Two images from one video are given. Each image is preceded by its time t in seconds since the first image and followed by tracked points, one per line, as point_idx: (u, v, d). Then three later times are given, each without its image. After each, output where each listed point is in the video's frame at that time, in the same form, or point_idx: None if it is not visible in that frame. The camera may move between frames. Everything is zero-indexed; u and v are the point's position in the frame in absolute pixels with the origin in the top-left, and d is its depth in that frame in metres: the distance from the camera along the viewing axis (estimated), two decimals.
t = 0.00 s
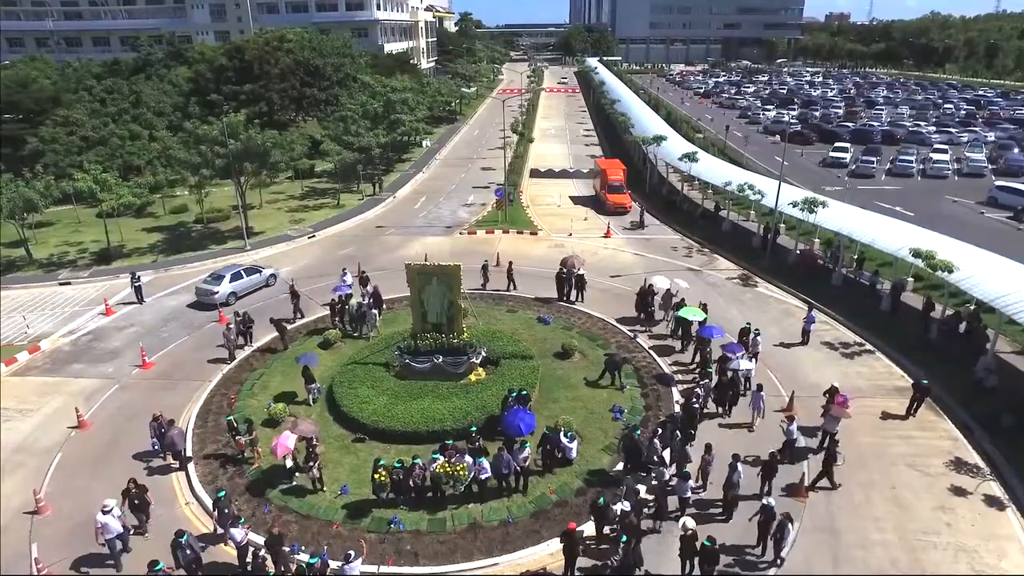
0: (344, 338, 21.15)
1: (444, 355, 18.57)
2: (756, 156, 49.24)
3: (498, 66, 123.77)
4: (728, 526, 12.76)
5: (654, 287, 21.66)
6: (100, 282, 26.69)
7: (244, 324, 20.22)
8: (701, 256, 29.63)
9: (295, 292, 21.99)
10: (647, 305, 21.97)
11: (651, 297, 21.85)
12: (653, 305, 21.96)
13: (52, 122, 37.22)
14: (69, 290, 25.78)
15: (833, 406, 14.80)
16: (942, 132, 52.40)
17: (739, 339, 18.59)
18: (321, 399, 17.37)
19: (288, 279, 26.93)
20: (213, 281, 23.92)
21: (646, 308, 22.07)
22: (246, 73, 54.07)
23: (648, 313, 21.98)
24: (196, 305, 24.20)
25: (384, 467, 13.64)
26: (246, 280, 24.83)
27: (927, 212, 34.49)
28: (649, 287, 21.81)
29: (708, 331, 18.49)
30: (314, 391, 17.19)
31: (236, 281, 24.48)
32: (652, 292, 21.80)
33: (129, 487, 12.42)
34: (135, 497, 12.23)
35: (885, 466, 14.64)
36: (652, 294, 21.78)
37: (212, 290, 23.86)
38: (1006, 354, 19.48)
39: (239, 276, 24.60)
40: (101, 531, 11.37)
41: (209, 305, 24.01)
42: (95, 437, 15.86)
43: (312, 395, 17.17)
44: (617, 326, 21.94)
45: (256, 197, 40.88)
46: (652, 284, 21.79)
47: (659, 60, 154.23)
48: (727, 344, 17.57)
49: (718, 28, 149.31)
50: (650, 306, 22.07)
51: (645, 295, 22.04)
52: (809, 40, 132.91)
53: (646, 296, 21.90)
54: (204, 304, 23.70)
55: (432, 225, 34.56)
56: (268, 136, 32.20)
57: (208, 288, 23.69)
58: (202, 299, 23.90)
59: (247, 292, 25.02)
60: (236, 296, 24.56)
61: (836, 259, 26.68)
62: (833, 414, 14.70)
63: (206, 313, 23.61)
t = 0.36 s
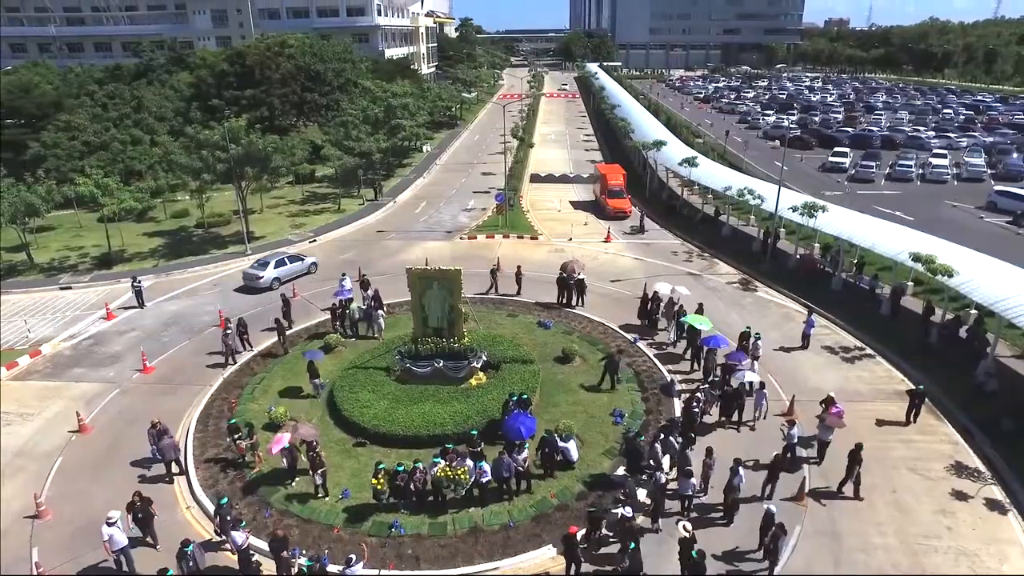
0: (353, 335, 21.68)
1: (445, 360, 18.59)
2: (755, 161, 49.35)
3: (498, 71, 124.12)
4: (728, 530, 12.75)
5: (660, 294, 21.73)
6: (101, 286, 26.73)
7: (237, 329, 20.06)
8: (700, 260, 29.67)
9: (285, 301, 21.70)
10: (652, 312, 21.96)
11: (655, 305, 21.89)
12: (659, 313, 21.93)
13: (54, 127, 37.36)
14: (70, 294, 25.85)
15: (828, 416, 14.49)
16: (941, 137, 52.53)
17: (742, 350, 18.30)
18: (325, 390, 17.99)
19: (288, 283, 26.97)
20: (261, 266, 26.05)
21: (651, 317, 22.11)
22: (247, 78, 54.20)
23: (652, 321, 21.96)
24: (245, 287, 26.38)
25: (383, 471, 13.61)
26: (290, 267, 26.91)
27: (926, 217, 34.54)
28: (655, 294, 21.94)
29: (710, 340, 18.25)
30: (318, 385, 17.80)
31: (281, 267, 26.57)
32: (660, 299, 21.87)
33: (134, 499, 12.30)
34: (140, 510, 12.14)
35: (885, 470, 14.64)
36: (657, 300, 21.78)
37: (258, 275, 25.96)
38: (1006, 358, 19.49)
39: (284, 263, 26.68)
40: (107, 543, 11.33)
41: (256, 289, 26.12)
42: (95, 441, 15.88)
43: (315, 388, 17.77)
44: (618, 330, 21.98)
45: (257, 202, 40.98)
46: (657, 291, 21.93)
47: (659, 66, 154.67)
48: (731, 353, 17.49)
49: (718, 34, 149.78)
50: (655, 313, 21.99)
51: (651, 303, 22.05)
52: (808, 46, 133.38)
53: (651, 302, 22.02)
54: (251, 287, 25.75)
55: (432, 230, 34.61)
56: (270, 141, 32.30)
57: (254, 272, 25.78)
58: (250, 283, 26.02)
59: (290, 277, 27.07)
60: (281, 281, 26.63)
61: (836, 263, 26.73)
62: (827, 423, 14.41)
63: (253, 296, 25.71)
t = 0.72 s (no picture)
0: (360, 343, 22.16)
1: (445, 373, 18.54)
2: (754, 175, 49.55)
3: (498, 86, 124.99)
4: (731, 545, 12.64)
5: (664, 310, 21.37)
6: (102, 299, 26.74)
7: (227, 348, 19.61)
8: (700, 273, 29.70)
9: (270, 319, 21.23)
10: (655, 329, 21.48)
11: (660, 320, 21.39)
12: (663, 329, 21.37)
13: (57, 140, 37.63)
14: (70, 307, 25.88)
15: (826, 437, 14.30)
16: (939, 150, 52.79)
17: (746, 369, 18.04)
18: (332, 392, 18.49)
19: (289, 296, 27.00)
20: (314, 261, 28.40)
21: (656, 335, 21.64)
22: (249, 93, 54.59)
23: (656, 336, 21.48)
24: (298, 279, 28.79)
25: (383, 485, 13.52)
26: (338, 262, 29.16)
27: (925, 230, 34.62)
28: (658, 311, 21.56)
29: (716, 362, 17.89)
30: (322, 389, 18.32)
31: (329, 262, 28.83)
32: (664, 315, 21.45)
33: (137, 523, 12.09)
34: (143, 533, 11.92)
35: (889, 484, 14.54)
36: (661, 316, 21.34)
37: (310, 268, 28.34)
38: (1007, 370, 19.46)
39: (333, 258, 28.97)
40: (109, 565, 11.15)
41: (307, 281, 28.49)
42: (94, 454, 15.80)
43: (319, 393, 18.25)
44: (618, 344, 21.94)
45: (258, 215, 41.09)
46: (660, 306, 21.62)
47: (659, 81, 155.82)
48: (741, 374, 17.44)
49: (717, 49, 151.10)
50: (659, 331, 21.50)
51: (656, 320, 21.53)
52: (806, 61, 134.50)
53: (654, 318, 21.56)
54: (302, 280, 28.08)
55: (432, 243, 34.68)
56: (271, 155, 32.43)
57: (306, 266, 28.16)
58: (301, 276, 28.40)
59: (338, 271, 29.36)
60: (328, 275, 28.92)
61: (836, 276, 26.75)
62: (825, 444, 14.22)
63: (304, 288, 28.06)
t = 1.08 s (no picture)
0: (361, 363, 22.28)
1: (445, 394, 18.49)
2: (753, 196, 49.85)
3: (498, 109, 126.37)
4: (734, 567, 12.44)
5: (668, 333, 21.10)
6: (102, 319, 26.76)
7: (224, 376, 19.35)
8: (700, 294, 29.74)
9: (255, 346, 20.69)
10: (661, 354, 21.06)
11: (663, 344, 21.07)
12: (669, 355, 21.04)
13: (61, 162, 37.99)
14: (70, 327, 25.90)
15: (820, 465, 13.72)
16: (936, 172, 53.18)
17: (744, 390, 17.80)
18: (337, 406, 18.93)
19: (290, 317, 27.03)
20: (361, 266, 31.17)
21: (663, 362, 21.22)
22: (252, 116, 55.18)
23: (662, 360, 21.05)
24: (346, 283, 31.48)
25: (384, 508, 13.43)
26: (382, 266, 31.95)
27: (924, 250, 34.73)
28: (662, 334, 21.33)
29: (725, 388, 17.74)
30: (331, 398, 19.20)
31: (375, 266, 31.64)
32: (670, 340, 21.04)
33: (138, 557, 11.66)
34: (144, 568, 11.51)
35: (892, 505, 14.41)
36: (665, 339, 21.00)
37: (357, 272, 31.04)
38: (1009, 391, 19.39)
39: (377, 263, 31.77)
40: None
41: (354, 284, 31.16)
42: (90, 475, 15.66)
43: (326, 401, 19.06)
44: (619, 365, 21.90)
45: (259, 237, 41.25)
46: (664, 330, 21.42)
47: (657, 104, 157.44)
48: (744, 400, 17.08)
49: (714, 73, 153.00)
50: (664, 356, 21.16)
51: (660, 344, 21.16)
52: (802, 84, 136.15)
53: (657, 341, 21.31)
54: (350, 282, 30.75)
55: (433, 265, 34.76)
56: (273, 177, 32.65)
57: (355, 269, 30.89)
58: (350, 279, 31.13)
59: (382, 275, 32.12)
60: (374, 278, 31.63)
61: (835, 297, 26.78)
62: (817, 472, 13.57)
63: (354, 288, 30.80)
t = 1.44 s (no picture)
0: (361, 383, 22.24)
1: (444, 415, 18.40)
2: (752, 217, 50.11)
3: (497, 130, 127.48)
4: None
5: (670, 356, 20.70)
6: (101, 339, 26.75)
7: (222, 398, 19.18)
8: (699, 314, 29.79)
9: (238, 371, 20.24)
10: (664, 378, 20.57)
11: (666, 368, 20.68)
12: (671, 378, 20.51)
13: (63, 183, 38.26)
14: (69, 346, 25.89)
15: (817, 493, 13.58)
16: (933, 193, 53.51)
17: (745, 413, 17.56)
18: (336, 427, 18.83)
19: (289, 337, 27.02)
20: (399, 271, 33.93)
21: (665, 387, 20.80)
22: (254, 137, 55.65)
23: (665, 384, 20.59)
24: (384, 287, 34.16)
25: (383, 529, 13.34)
26: (416, 272, 34.72)
27: (923, 270, 34.82)
28: (664, 356, 20.98)
29: (725, 411, 17.32)
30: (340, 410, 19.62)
31: (411, 272, 34.41)
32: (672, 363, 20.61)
33: None
34: None
35: (895, 526, 14.27)
36: (667, 363, 20.64)
37: (395, 277, 33.74)
38: (1010, 411, 19.31)
39: (413, 269, 34.56)
40: None
41: (393, 288, 33.88)
42: (85, 496, 15.54)
43: (336, 413, 19.45)
44: (618, 386, 21.80)
45: (259, 257, 41.37)
46: (665, 352, 21.04)
47: (656, 125, 158.92)
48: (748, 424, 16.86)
49: (712, 95, 154.70)
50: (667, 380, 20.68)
51: (663, 367, 20.67)
52: (799, 106, 137.58)
53: (659, 364, 20.91)
54: (389, 286, 33.42)
55: (433, 285, 34.79)
56: (274, 198, 32.80)
57: (394, 274, 33.60)
58: (389, 283, 33.80)
59: (416, 280, 34.89)
60: (410, 282, 34.40)
61: (834, 317, 26.79)
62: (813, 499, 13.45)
63: (391, 292, 33.41)
